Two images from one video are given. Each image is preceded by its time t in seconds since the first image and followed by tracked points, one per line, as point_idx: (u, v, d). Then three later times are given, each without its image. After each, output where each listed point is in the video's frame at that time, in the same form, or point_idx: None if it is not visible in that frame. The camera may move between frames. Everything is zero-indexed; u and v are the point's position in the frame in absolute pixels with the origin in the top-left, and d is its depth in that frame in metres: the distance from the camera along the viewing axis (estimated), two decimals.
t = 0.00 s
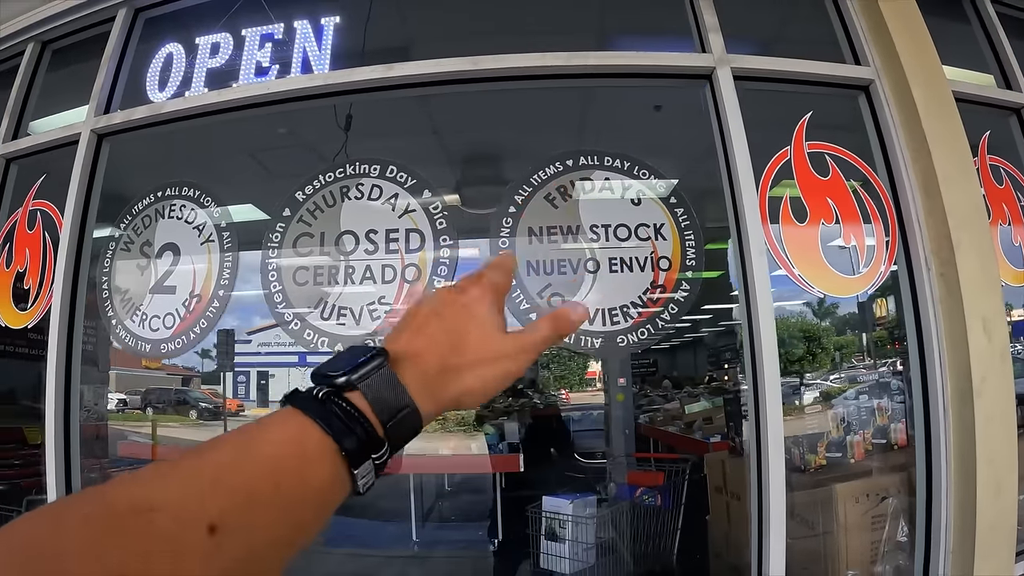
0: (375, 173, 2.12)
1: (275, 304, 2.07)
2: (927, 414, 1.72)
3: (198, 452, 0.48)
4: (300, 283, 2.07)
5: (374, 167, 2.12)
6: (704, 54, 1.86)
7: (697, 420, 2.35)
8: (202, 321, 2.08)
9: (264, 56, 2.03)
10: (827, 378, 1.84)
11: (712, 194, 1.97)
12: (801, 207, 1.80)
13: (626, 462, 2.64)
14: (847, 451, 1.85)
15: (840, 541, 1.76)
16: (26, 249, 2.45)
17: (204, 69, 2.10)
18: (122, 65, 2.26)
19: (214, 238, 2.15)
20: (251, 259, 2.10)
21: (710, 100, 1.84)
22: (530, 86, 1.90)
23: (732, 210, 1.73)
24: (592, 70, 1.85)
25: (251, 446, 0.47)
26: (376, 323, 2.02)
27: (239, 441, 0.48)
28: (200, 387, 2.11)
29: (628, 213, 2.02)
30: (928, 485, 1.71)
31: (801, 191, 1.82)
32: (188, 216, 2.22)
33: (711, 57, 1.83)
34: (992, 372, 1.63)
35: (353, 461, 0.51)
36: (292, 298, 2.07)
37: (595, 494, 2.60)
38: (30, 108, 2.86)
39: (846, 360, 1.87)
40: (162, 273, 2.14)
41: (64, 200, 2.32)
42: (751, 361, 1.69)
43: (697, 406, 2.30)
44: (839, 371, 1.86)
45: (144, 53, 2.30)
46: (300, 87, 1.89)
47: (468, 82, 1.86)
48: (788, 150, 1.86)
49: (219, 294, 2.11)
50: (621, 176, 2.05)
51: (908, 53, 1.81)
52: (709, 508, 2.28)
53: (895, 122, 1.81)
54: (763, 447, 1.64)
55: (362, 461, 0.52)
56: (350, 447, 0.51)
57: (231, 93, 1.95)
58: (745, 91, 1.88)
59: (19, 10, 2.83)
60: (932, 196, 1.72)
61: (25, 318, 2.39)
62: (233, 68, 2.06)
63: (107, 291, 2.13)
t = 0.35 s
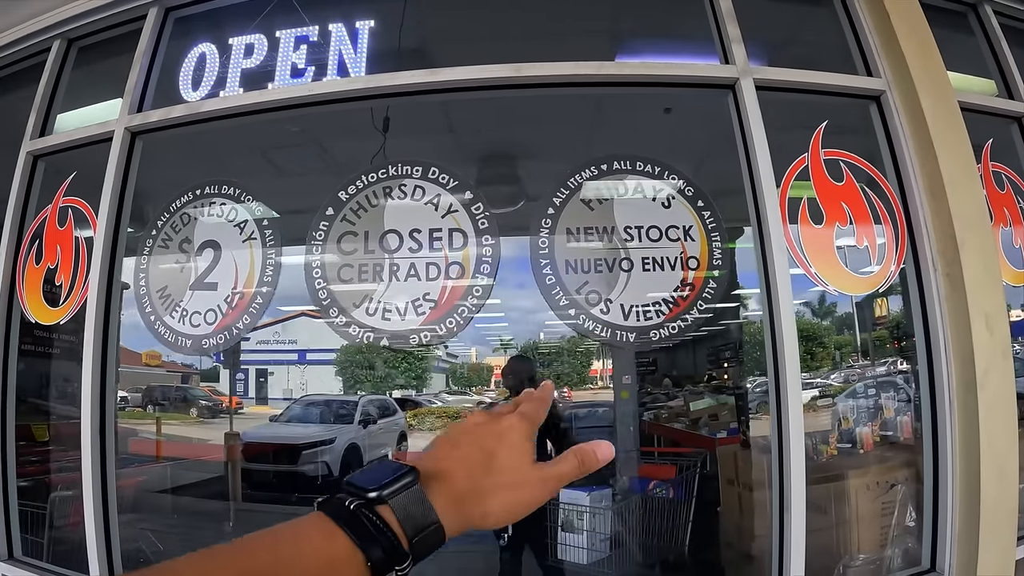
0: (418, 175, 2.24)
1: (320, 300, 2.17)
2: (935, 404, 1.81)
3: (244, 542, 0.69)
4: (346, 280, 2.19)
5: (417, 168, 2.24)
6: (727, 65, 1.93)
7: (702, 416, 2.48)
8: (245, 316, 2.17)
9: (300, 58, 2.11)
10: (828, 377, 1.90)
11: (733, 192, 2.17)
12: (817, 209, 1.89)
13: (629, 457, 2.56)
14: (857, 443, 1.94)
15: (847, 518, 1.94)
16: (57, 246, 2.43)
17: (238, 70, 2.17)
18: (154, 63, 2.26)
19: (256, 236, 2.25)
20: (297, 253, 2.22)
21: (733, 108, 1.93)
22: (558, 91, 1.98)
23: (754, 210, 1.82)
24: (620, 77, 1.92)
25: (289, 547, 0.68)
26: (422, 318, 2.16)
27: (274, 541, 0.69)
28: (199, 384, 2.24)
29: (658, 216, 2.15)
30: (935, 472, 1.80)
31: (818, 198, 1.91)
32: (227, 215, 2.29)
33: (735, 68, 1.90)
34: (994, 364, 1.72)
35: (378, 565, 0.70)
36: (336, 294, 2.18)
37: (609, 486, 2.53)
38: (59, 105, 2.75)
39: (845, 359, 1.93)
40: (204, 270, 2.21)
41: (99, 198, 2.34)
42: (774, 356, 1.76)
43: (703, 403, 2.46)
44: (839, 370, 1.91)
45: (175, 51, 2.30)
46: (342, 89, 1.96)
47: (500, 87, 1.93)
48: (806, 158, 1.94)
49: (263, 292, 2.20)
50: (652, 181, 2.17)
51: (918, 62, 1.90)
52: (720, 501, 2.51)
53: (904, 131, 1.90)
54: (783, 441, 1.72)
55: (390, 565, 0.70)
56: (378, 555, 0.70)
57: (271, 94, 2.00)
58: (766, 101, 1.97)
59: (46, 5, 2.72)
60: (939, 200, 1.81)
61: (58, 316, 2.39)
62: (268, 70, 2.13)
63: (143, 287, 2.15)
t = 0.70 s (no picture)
0: (444, 181, 2.32)
1: (348, 301, 2.27)
2: (931, 400, 1.90)
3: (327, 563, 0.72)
4: (374, 282, 2.29)
5: (442, 174, 2.32)
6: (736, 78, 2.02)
7: (705, 414, 2.70)
8: (275, 316, 2.24)
9: (323, 65, 2.18)
10: (827, 375, 2.05)
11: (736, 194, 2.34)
12: (821, 214, 2.01)
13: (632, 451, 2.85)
14: (857, 438, 2.08)
15: (849, 512, 2.09)
16: (82, 247, 2.49)
17: (262, 75, 2.23)
18: (177, 66, 2.27)
19: (284, 239, 2.32)
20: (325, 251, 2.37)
21: (741, 117, 2.01)
22: (574, 101, 2.06)
23: (762, 212, 1.91)
24: (634, 88, 2.00)
25: None
26: (449, 318, 2.27)
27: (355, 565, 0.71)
28: (198, 380, 2.34)
29: (673, 222, 2.23)
30: (932, 465, 1.90)
31: (823, 204, 2.03)
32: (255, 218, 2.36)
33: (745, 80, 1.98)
34: (989, 363, 1.80)
35: None
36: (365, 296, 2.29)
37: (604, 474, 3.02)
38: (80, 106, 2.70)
39: (844, 357, 2.07)
40: (232, 271, 2.28)
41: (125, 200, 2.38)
42: (779, 354, 1.84)
43: (706, 401, 2.68)
44: (838, 369, 2.07)
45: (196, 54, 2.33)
46: (369, 97, 2.02)
47: (519, 97, 2.01)
48: (809, 167, 2.10)
49: (292, 292, 2.27)
50: (666, 188, 2.25)
51: (918, 74, 1.98)
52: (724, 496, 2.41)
53: (905, 140, 1.99)
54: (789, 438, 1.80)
55: None
56: None
57: (298, 100, 2.07)
58: (771, 109, 2.07)
59: (70, 7, 2.67)
60: (937, 207, 1.88)
61: (84, 316, 2.45)
62: (291, 76, 2.21)
63: (172, 288, 2.20)
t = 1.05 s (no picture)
0: (449, 193, 2.42)
1: (361, 304, 2.41)
2: (914, 399, 2.00)
3: None
4: (384, 287, 2.40)
5: (448, 186, 2.43)
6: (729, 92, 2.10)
7: (703, 410, 2.94)
8: (290, 320, 2.33)
9: (332, 77, 2.28)
10: (826, 373, 2.25)
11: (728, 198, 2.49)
12: (807, 224, 2.15)
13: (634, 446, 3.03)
14: (844, 435, 2.23)
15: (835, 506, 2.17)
16: (100, 253, 2.59)
17: (274, 87, 2.32)
18: (191, 75, 2.35)
19: (297, 247, 2.41)
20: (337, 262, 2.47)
21: (733, 129, 2.10)
22: (574, 114, 2.15)
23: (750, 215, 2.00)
24: (628, 103, 2.09)
25: None
26: (455, 321, 2.39)
27: None
28: (200, 378, 2.37)
29: (668, 231, 2.32)
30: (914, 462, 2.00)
31: (810, 212, 2.18)
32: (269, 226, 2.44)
33: (736, 94, 2.07)
34: (968, 364, 1.88)
35: None
36: (376, 302, 2.41)
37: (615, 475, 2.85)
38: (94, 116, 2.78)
39: (845, 354, 2.24)
40: (248, 276, 2.38)
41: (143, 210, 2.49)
42: (767, 357, 1.94)
43: (703, 399, 2.97)
44: (837, 367, 2.25)
45: (210, 64, 2.41)
46: (378, 110, 2.12)
47: (518, 112, 2.10)
48: (797, 177, 2.25)
49: (306, 297, 2.39)
50: (660, 198, 2.34)
51: (904, 84, 2.05)
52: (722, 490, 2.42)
53: (891, 149, 2.10)
54: (778, 441, 1.88)
55: None
56: None
57: (310, 112, 2.17)
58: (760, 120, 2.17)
59: (86, 18, 2.75)
60: (919, 214, 1.98)
61: (102, 319, 2.54)
62: (302, 88, 2.30)
63: (190, 293, 2.29)
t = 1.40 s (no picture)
0: (449, 202, 2.62)
1: (366, 305, 2.55)
2: (886, 397, 2.16)
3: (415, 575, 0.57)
4: (388, 291, 2.54)
5: (447, 196, 2.63)
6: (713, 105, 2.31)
7: (698, 407, 2.68)
8: (302, 319, 2.52)
9: (338, 91, 2.48)
10: (824, 369, 2.35)
11: (707, 199, 2.50)
12: (785, 230, 2.31)
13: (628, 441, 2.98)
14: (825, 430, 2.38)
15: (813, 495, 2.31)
16: (118, 257, 2.74)
17: (282, 100, 2.51)
18: (203, 89, 2.54)
19: (309, 252, 2.60)
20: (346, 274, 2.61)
21: (716, 140, 2.30)
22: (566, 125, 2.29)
23: (728, 211, 2.20)
24: (619, 116, 2.29)
25: None
26: (454, 321, 2.52)
27: None
28: (204, 377, 2.47)
29: (651, 236, 2.51)
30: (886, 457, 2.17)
31: (788, 218, 2.34)
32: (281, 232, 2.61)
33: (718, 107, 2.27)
34: (937, 362, 2.05)
35: None
36: (381, 302, 2.55)
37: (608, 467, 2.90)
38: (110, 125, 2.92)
39: (847, 351, 2.29)
40: (262, 279, 2.54)
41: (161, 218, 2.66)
42: (747, 356, 2.12)
43: (699, 395, 2.67)
44: (838, 365, 2.33)
45: (221, 79, 2.60)
46: (382, 124, 2.34)
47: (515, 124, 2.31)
48: (776, 186, 2.39)
49: (315, 298, 2.57)
50: (643, 207, 2.57)
51: (880, 102, 2.25)
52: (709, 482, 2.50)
53: (865, 158, 2.25)
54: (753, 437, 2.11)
55: None
56: None
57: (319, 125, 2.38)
58: (743, 133, 2.36)
59: (101, 31, 2.87)
60: (892, 223, 2.15)
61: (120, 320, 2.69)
62: (310, 100, 2.50)
63: (207, 293, 2.48)
